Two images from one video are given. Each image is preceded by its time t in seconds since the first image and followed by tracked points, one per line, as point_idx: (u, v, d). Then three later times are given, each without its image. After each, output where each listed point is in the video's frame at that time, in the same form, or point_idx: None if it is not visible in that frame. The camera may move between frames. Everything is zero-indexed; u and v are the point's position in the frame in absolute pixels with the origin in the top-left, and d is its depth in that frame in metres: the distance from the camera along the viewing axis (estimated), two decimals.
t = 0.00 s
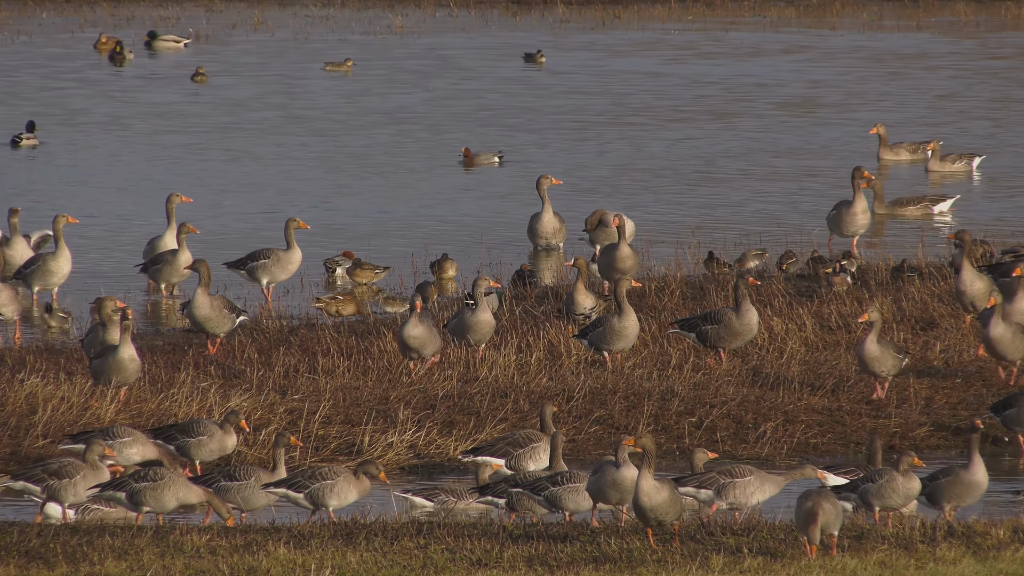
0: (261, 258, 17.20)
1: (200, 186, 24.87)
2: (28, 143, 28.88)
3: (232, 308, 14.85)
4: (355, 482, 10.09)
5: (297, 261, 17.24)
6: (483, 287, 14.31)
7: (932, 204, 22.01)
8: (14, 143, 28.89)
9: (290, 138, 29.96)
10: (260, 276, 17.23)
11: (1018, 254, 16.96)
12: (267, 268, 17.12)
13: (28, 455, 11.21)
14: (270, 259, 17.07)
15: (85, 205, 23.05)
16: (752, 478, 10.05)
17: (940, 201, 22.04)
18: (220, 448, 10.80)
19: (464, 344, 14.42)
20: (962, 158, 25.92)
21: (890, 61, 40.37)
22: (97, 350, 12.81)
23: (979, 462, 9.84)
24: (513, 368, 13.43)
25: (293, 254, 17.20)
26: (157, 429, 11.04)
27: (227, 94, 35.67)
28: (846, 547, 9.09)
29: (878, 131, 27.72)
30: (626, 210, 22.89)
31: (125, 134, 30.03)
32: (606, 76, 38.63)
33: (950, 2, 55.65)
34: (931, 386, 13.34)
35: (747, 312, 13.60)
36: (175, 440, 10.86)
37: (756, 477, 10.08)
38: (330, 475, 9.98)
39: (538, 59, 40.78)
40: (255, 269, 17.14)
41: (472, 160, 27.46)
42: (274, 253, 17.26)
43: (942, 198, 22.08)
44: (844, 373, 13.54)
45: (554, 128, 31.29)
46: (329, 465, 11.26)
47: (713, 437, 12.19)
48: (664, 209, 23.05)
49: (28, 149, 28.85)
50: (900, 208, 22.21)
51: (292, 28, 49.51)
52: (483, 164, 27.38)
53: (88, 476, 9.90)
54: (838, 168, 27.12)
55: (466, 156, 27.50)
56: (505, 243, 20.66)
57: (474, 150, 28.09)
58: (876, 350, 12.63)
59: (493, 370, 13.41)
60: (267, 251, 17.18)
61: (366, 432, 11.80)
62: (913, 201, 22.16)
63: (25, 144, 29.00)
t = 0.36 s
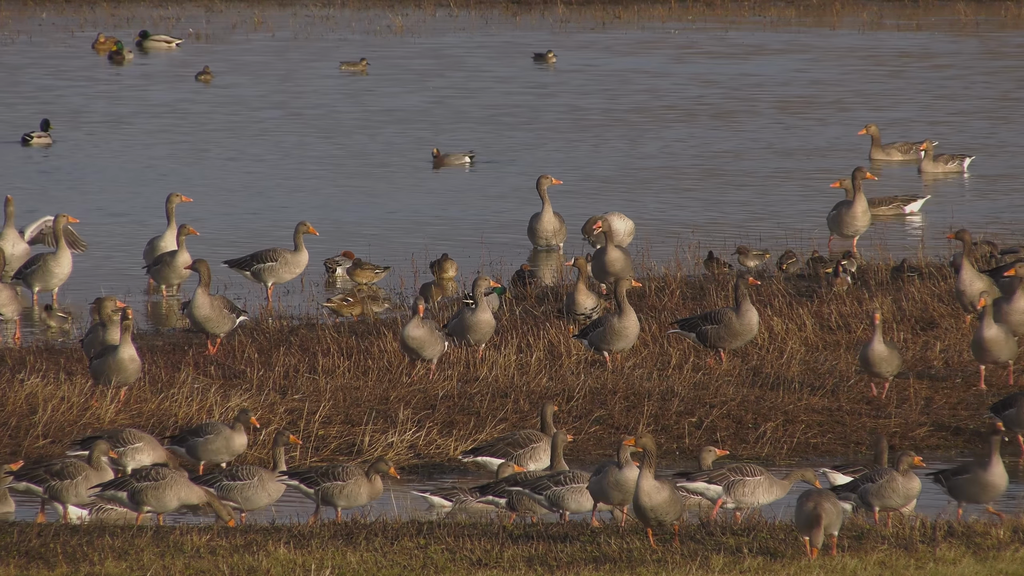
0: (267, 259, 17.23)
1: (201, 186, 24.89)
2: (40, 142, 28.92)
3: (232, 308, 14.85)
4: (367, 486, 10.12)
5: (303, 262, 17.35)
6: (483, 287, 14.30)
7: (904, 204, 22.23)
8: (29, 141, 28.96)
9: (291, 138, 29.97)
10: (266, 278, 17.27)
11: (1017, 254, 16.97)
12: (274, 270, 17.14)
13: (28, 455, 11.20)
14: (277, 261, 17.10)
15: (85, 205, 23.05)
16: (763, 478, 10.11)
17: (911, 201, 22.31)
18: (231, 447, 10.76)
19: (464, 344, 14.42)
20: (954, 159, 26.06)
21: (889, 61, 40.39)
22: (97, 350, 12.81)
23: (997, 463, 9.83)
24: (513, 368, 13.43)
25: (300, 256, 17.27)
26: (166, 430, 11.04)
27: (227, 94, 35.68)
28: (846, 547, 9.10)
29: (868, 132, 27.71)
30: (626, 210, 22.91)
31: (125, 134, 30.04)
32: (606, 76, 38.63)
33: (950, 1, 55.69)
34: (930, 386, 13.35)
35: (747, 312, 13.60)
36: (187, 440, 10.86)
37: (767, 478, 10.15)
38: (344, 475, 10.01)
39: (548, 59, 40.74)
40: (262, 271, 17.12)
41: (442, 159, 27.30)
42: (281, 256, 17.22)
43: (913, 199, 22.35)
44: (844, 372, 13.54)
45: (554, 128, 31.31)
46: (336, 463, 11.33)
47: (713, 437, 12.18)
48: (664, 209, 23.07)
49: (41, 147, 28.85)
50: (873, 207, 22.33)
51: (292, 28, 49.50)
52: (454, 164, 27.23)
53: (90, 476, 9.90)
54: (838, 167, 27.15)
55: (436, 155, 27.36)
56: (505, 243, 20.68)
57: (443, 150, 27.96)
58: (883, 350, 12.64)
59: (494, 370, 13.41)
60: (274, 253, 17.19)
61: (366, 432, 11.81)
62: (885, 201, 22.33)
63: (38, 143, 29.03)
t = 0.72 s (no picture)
0: (267, 261, 17.25)
1: (201, 185, 24.90)
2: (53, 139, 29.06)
3: (232, 308, 14.85)
4: (369, 480, 9.91)
5: (303, 266, 17.36)
6: (483, 287, 14.29)
7: (876, 206, 22.26)
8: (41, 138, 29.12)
9: (291, 137, 29.99)
10: (267, 278, 17.32)
11: (1017, 255, 16.97)
12: (274, 272, 17.19)
13: (28, 454, 11.20)
14: (276, 264, 17.12)
15: (86, 204, 23.06)
16: (763, 478, 10.13)
17: (883, 202, 22.36)
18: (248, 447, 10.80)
19: (464, 343, 14.42)
20: (948, 159, 25.98)
21: (890, 60, 40.39)
22: (97, 349, 12.82)
23: None
24: (513, 368, 13.42)
25: (300, 258, 17.27)
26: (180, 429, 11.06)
27: (228, 93, 35.69)
28: (846, 547, 9.10)
29: (860, 132, 27.67)
30: (626, 210, 22.89)
31: (125, 134, 30.06)
32: (607, 76, 38.62)
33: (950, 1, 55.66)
34: (930, 386, 13.35)
35: (747, 312, 13.60)
36: (201, 439, 10.88)
37: (767, 478, 10.16)
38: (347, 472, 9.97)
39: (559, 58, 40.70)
40: (262, 272, 17.18)
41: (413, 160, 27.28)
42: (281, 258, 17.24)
43: (885, 201, 22.40)
44: (844, 372, 13.54)
45: (555, 127, 31.32)
46: (346, 463, 11.39)
47: (713, 437, 12.19)
48: (664, 209, 23.07)
49: (55, 145, 28.95)
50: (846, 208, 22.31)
51: (293, 28, 49.48)
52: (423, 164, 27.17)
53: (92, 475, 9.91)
54: (837, 168, 27.15)
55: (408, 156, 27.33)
56: (505, 243, 20.66)
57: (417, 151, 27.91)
58: (890, 350, 12.53)
59: (494, 370, 13.41)
60: (274, 254, 17.21)
61: (366, 432, 11.83)
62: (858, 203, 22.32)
63: (51, 141, 29.14)
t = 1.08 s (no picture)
0: (272, 260, 17.31)
1: (201, 185, 24.92)
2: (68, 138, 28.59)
3: (232, 308, 14.85)
4: (390, 481, 9.95)
5: (306, 263, 17.33)
6: (483, 287, 14.30)
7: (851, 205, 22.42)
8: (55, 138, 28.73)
9: (292, 136, 30.00)
10: (271, 278, 17.35)
11: (1017, 255, 16.98)
12: (277, 271, 17.21)
13: (28, 455, 11.20)
14: (278, 262, 17.17)
15: (86, 204, 23.07)
16: (763, 478, 10.16)
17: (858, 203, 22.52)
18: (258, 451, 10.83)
19: (464, 344, 14.42)
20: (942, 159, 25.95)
21: (890, 60, 40.42)
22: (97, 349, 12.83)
23: None
24: (513, 368, 13.43)
25: (303, 256, 17.26)
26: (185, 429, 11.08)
27: (228, 93, 35.71)
28: (847, 547, 9.10)
29: (852, 132, 27.65)
30: (627, 209, 22.89)
31: (125, 134, 30.08)
32: (607, 75, 38.61)
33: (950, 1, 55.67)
34: (930, 386, 13.36)
35: (747, 312, 13.60)
36: (207, 443, 10.88)
37: (766, 478, 10.19)
38: (371, 469, 10.03)
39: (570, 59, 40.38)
40: (265, 271, 17.26)
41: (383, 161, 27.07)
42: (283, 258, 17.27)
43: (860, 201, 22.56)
44: (845, 372, 13.53)
45: (555, 127, 31.34)
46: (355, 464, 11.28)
47: (713, 438, 12.20)
48: (664, 208, 23.08)
49: (70, 141, 28.51)
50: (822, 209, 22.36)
51: (292, 27, 49.46)
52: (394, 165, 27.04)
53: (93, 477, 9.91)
54: (837, 168, 27.17)
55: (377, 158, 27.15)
56: (505, 243, 20.66)
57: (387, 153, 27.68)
58: (890, 352, 12.47)
59: (494, 370, 13.42)
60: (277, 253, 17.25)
61: (366, 432, 11.83)
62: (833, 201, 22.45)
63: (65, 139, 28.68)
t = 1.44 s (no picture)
0: (285, 257, 17.38)
1: (202, 185, 24.93)
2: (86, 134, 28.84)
3: (232, 308, 14.86)
4: (405, 481, 10.03)
5: (319, 260, 17.34)
6: (483, 286, 14.29)
7: (827, 206, 22.51)
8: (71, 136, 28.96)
9: (292, 136, 30.02)
10: (282, 274, 17.40)
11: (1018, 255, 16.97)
12: (289, 268, 17.27)
13: (28, 455, 11.20)
14: (291, 259, 17.23)
15: (87, 204, 23.08)
16: (762, 478, 10.18)
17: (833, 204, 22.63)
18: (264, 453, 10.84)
19: (464, 344, 14.42)
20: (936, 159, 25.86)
21: (890, 59, 40.43)
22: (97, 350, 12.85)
23: None
24: (513, 368, 13.43)
25: (316, 254, 17.28)
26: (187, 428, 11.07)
27: (229, 92, 35.72)
28: (847, 547, 9.10)
29: (844, 133, 27.57)
30: (627, 210, 22.88)
31: (126, 134, 30.09)
32: (607, 75, 38.58)
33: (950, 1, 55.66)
34: (930, 386, 13.37)
35: (747, 312, 13.60)
36: (212, 446, 10.90)
37: (766, 477, 10.21)
38: (381, 470, 10.06)
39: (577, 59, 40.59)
40: (279, 267, 17.30)
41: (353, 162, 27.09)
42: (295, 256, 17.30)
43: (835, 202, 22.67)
44: (845, 372, 13.52)
45: (555, 127, 31.36)
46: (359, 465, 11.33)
47: (713, 437, 12.20)
48: (664, 208, 23.09)
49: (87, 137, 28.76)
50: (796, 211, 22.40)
51: (292, 27, 49.42)
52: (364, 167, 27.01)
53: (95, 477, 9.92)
54: (838, 168, 27.17)
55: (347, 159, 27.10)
56: (505, 243, 20.65)
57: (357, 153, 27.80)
58: (893, 353, 12.46)
59: (493, 370, 13.42)
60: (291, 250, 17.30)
61: (366, 432, 11.83)
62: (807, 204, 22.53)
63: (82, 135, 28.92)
